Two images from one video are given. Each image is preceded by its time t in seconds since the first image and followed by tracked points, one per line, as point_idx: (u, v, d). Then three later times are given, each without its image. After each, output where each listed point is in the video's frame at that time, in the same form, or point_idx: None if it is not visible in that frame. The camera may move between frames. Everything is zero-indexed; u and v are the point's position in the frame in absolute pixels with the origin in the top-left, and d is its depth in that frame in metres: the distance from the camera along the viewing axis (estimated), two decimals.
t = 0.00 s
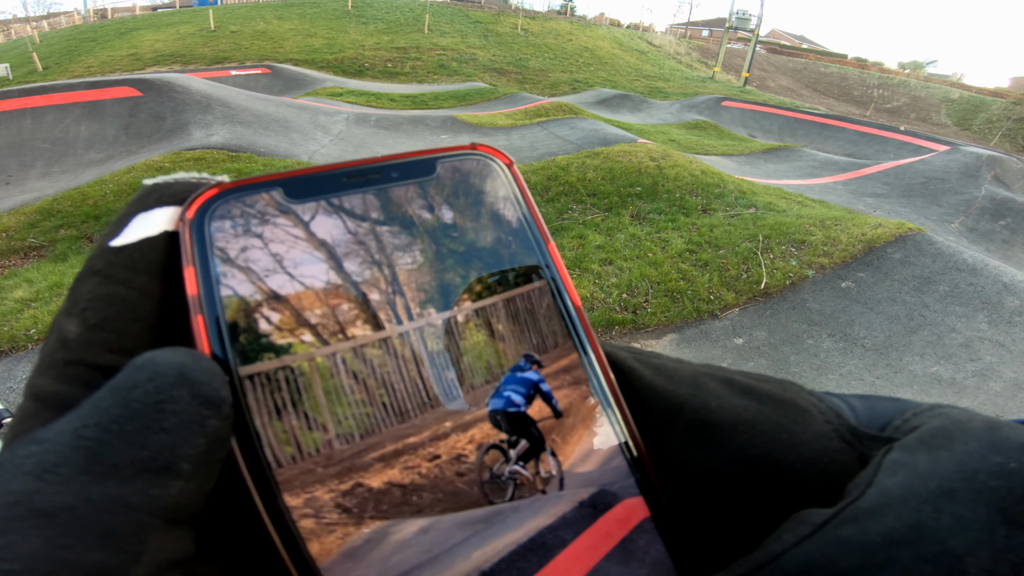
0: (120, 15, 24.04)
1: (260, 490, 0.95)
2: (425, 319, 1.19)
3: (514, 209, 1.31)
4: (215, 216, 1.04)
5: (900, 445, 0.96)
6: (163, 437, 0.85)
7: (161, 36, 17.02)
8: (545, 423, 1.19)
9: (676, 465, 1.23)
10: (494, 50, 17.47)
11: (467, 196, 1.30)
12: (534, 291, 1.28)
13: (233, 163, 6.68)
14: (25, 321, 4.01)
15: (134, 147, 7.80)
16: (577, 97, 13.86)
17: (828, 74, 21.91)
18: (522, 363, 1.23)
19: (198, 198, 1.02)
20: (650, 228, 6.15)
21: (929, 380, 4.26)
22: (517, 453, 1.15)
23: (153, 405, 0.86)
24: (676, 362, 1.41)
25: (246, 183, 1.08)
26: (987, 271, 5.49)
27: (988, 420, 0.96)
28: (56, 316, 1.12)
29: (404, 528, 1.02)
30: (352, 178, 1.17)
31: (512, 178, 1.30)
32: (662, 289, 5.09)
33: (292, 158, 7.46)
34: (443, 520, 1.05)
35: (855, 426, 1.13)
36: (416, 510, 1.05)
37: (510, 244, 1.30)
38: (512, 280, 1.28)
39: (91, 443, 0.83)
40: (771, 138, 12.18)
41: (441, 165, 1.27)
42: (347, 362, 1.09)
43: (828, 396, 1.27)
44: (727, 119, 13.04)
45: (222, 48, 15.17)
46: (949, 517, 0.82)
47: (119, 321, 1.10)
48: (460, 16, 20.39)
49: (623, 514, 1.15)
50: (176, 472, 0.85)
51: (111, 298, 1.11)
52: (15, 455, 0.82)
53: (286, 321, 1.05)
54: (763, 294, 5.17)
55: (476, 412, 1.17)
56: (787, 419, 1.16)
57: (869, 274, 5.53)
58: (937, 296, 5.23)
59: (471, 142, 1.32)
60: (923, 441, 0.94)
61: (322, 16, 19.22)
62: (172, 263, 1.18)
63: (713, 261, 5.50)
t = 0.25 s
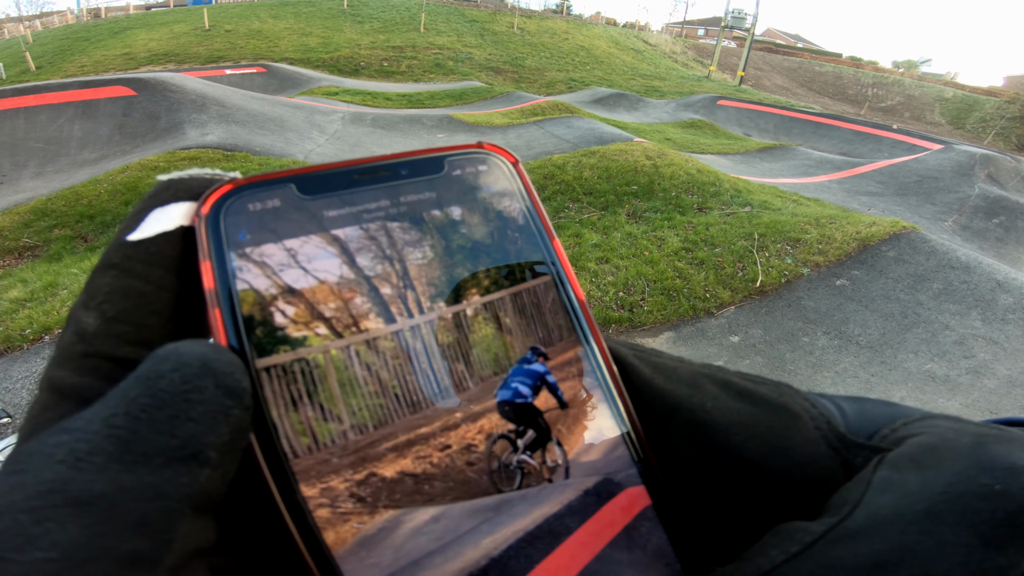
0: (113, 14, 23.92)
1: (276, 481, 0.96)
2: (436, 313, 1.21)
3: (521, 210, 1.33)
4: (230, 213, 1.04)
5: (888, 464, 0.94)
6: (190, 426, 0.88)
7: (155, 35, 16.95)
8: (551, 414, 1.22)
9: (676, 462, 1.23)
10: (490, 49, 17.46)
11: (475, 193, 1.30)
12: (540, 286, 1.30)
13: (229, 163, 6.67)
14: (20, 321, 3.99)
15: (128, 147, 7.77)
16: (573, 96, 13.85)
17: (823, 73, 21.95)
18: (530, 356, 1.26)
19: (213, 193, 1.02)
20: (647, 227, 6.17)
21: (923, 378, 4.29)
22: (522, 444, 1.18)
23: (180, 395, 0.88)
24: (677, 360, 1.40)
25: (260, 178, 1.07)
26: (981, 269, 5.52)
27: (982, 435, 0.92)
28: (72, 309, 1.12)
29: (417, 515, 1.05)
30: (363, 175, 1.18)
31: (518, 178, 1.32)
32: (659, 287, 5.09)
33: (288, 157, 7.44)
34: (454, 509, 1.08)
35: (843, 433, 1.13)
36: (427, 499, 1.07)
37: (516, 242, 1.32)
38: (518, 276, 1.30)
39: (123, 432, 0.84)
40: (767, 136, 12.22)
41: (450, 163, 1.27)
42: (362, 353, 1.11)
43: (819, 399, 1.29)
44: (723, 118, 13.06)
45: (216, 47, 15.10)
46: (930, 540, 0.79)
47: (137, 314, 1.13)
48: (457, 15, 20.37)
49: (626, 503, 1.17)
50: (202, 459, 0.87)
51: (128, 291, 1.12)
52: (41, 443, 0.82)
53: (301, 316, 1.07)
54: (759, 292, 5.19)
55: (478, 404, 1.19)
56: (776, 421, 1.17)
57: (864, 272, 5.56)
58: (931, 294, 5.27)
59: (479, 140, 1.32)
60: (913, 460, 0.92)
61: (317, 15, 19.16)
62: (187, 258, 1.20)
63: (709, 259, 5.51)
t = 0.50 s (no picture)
0: (107, 14, 23.84)
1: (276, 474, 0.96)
2: (429, 311, 1.22)
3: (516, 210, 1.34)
4: (226, 215, 1.03)
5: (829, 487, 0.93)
6: (195, 421, 0.84)
7: (149, 34, 16.93)
8: (544, 407, 1.23)
9: (648, 463, 1.21)
10: (487, 48, 17.45)
11: (467, 192, 1.30)
12: (531, 283, 1.32)
13: (224, 162, 6.65)
14: (14, 321, 3.96)
15: (123, 146, 7.73)
16: (569, 94, 13.86)
17: (818, 73, 22.00)
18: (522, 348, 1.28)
19: (207, 195, 1.01)
20: (643, 225, 6.17)
21: (918, 375, 4.31)
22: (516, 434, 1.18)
23: (184, 391, 0.85)
24: (655, 356, 1.35)
25: (254, 179, 1.06)
26: (975, 267, 5.55)
27: (949, 463, 0.90)
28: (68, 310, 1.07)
29: (415, 508, 1.05)
30: (356, 175, 1.17)
31: (509, 179, 1.32)
32: (655, 285, 5.08)
33: (284, 156, 7.42)
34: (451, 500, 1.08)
35: (809, 445, 1.05)
36: (425, 492, 1.08)
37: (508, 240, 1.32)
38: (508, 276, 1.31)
39: (129, 427, 0.80)
40: (763, 135, 12.24)
41: (441, 163, 1.27)
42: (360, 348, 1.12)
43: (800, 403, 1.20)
44: (719, 117, 13.08)
45: (211, 46, 15.05)
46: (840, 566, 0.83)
47: (138, 314, 1.09)
48: (453, 14, 20.37)
49: (617, 493, 1.19)
50: (209, 453, 0.85)
51: (127, 291, 1.08)
52: (47, 437, 0.79)
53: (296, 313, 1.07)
54: (754, 290, 5.20)
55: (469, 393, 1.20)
56: (745, 427, 1.12)
57: (858, 270, 5.57)
58: (926, 291, 5.29)
59: (471, 141, 1.32)
60: (861, 485, 0.91)
61: (313, 14, 19.13)
62: (185, 258, 1.17)
63: (705, 258, 5.50)
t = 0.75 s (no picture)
0: (103, 13, 23.75)
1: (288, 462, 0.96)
2: (443, 298, 1.22)
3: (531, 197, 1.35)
4: (238, 200, 1.05)
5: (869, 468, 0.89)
6: (211, 410, 0.84)
7: (146, 33, 16.90)
8: (562, 397, 1.25)
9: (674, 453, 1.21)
10: (484, 46, 17.45)
11: (480, 180, 1.32)
12: (546, 271, 1.33)
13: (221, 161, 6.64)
14: (12, 321, 3.95)
15: (119, 145, 7.70)
16: (567, 93, 13.86)
17: (815, 71, 22.04)
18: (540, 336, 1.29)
19: (219, 180, 1.02)
20: (641, 223, 6.18)
21: (914, 373, 4.33)
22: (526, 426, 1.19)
23: (199, 378, 0.84)
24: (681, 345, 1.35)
25: (268, 165, 1.08)
26: (971, 264, 5.57)
27: (976, 447, 0.88)
28: (78, 298, 1.08)
29: (432, 501, 1.06)
30: (371, 162, 1.19)
31: (524, 165, 1.34)
32: (653, 283, 5.09)
33: (281, 155, 7.42)
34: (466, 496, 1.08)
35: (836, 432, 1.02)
36: (442, 484, 1.08)
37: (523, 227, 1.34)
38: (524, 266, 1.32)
39: (144, 414, 0.79)
40: (760, 133, 12.27)
41: (455, 150, 1.29)
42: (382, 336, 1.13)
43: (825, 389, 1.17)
44: (716, 115, 13.11)
45: (207, 45, 15.02)
46: (884, 551, 0.80)
47: (148, 302, 1.09)
48: (451, 13, 20.33)
49: (635, 486, 1.18)
50: (224, 443, 0.84)
51: (138, 278, 1.09)
52: (54, 429, 0.78)
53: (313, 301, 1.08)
54: (752, 288, 5.21)
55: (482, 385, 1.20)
56: (768, 414, 1.10)
57: (855, 267, 5.59)
58: (922, 289, 5.31)
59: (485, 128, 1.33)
60: (894, 470, 0.87)
61: (310, 12, 19.09)
62: (196, 246, 1.19)
63: (702, 255, 5.51)
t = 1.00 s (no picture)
0: (99, 11, 23.71)
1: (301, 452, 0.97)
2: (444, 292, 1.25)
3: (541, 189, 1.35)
4: (248, 188, 1.07)
5: (870, 456, 0.90)
6: (225, 394, 0.82)
7: (141, 32, 16.86)
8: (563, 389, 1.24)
9: (678, 447, 1.17)
10: (482, 45, 17.45)
11: (486, 171, 1.32)
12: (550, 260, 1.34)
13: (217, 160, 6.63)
14: (8, 321, 3.94)
15: (115, 144, 7.68)
16: (564, 91, 13.85)
17: (812, 70, 22.05)
18: (505, 352, 1.24)
19: (231, 169, 1.05)
20: (639, 222, 6.19)
21: (910, 370, 4.35)
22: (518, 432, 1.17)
23: (212, 363, 0.83)
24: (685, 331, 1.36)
25: (277, 154, 1.10)
26: (967, 262, 5.60)
27: (978, 434, 0.90)
28: (90, 286, 1.08)
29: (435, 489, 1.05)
30: (378, 152, 1.21)
31: (529, 158, 1.34)
32: (650, 281, 5.09)
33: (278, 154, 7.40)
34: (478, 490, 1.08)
35: (843, 420, 1.07)
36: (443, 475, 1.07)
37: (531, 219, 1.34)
38: (522, 262, 1.33)
39: (159, 398, 0.78)
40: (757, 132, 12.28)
41: (462, 142, 1.30)
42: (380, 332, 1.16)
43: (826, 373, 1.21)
44: (713, 114, 13.12)
45: (203, 44, 14.99)
46: (891, 536, 0.78)
47: (157, 289, 1.09)
48: (448, 12, 20.31)
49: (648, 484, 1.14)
50: (239, 427, 0.82)
51: (148, 266, 1.10)
52: (73, 411, 0.77)
53: (313, 295, 1.10)
54: (749, 285, 5.22)
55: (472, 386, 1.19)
56: (778, 404, 1.12)
57: (852, 265, 5.60)
58: (918, 286, 5.32)
59: (491, 120, 1.33)
60: (899, 455, 0.88)
61: (307, 11, 19.04)
62: (206, 233, 1.19)
63: (699, 253, 5.51)
